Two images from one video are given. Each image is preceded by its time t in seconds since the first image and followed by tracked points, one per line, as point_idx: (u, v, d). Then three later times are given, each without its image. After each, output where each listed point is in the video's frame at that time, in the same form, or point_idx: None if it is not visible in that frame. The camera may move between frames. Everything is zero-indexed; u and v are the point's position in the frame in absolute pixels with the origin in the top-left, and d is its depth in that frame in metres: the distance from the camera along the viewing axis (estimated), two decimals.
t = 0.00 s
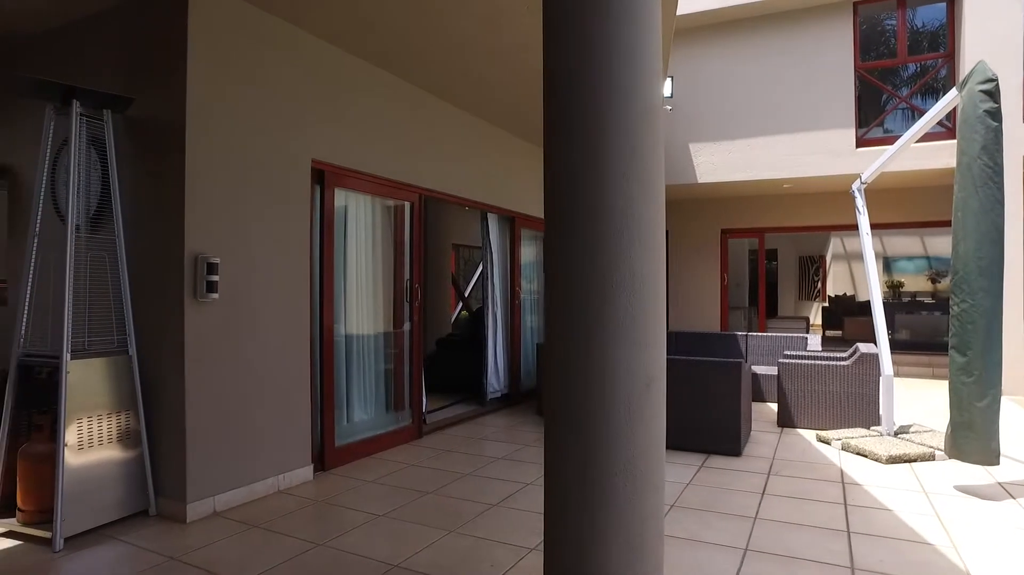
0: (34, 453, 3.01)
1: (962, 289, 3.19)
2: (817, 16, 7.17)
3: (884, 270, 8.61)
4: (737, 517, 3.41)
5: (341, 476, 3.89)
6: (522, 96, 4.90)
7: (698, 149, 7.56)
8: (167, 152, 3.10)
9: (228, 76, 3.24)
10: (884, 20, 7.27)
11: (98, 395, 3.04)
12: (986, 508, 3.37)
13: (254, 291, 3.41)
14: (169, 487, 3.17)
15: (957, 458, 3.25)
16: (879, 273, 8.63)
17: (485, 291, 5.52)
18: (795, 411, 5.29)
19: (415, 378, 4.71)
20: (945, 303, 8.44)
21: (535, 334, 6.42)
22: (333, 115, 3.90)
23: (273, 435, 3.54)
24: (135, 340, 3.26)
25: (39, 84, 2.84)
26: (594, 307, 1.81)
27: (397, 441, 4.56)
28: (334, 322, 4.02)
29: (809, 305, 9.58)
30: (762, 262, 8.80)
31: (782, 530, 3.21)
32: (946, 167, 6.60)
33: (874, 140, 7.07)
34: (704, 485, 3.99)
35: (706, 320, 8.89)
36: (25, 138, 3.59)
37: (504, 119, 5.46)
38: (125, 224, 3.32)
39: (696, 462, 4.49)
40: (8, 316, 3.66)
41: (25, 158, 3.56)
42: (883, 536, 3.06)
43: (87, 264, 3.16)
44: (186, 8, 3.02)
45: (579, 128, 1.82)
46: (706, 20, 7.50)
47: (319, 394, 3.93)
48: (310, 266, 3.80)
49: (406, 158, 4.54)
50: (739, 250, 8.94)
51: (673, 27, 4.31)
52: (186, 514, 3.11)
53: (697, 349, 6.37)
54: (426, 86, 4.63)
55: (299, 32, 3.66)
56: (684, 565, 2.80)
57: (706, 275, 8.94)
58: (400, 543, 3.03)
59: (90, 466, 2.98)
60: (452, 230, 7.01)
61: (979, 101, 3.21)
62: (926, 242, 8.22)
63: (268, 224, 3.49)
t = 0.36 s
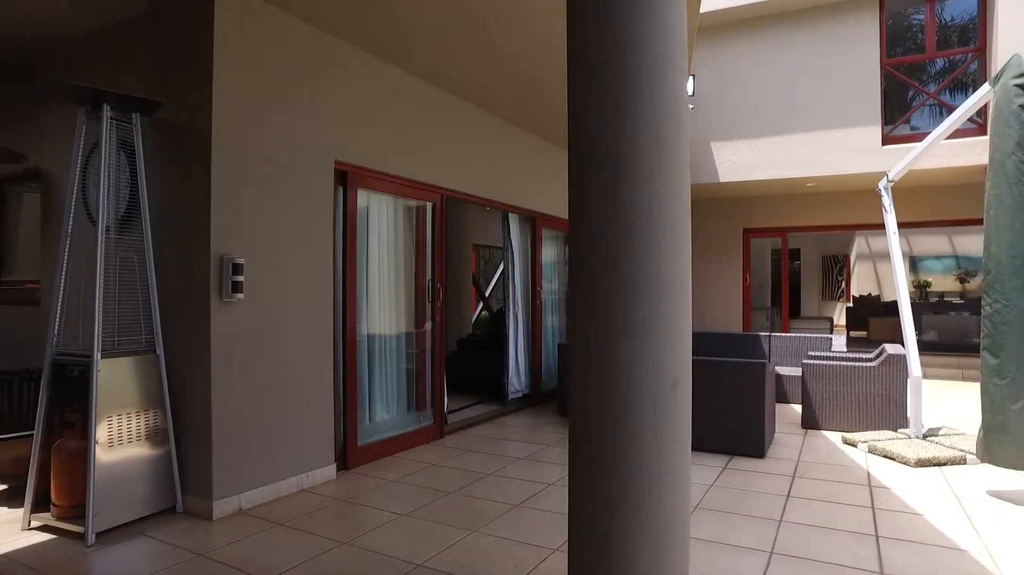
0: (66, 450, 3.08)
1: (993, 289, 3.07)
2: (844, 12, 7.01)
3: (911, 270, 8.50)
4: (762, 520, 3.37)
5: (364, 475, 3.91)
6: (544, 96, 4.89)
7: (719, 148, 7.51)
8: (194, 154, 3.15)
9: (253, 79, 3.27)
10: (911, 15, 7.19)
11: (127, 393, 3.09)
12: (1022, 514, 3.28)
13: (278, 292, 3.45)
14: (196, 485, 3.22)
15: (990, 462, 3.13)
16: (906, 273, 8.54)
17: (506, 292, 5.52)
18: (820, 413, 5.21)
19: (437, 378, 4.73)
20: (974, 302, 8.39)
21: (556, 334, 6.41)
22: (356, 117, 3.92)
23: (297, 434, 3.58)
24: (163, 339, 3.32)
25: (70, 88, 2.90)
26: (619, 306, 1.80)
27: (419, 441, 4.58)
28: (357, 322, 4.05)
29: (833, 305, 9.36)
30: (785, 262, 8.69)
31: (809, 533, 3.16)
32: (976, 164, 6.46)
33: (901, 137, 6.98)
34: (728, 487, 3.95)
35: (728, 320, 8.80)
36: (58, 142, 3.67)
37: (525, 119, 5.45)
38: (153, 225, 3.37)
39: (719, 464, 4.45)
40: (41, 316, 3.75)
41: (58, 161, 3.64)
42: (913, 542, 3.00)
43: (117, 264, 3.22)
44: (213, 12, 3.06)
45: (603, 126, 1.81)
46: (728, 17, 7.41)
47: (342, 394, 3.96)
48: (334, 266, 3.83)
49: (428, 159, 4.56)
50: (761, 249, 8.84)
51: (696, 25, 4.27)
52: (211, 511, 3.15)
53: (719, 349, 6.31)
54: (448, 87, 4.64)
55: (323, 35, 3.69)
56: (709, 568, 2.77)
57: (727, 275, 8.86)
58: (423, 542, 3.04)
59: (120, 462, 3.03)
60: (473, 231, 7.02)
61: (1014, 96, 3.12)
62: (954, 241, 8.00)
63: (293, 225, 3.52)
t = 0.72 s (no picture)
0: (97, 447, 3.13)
1: None
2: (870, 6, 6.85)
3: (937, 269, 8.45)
4: (788, 523, 3.33)
5: (386, 474, 3.93)
6: (565, 96, 4.88)
7: (741, 148, 7.45)
8: (219, 156, 3.19)
9: (276, 81, 3.30)
10: (939, 9, 7.04)
11: (154, 392, 3.14)
12: None
13: (302, 292, 3.48)
14: (221, 483, 3.26)
15: None
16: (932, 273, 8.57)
17: (527, 292, 5.52)
18: (845, 415, 5.14)
19: (458, 378, 4.74)
20: (1006, 302, 8.24)
21: (577, 335, 6.39)
22: (377, 118, 3.95)
23: (320, 433, 3.61)
24: (189, 339, 3.36)
25: (99, 92, 2.95)
26: (644, 305, 1.78)
27: (440, 441, 4.60)
28: (379, 322, 4.07)
29: (857, 306, 9.68)
30: (808, 262, 8.54)
31: (836, 537, 3.12)
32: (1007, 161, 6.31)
33: (928, 135, 6.78)
34: (752, 489, 3.90)
35: (750, 321, 8.72)
36: (87, 146, 3.74)
37: (546, 119, 5.44)
38: (179, 226, 3.42)
39: (743, 465, 4.40)
40: (72, 316, 3.83)
41: (88, 165, 3.71)
42: (944, 547, 2.94)
43: (145, 265, 3.27)
44: (238, 16, 3.09)
45: (628, 124, 1.80)
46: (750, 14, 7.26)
47: (365, 393, 3.99)
48: (356, 267, 3.86)
49: (449, 159, 4.57)
50: (783, 249, 8.69)
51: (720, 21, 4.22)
52: (236, 509, 3.19)
53: (741, 350, 6.22)
54: (468, 87, 4.65)
55: (345, 36, 3.71)
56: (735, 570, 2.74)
57: (749, 275, 8.77)
58: (446, 542, 3.04)
59: (148, 460, 3.08)
60: (493, 231, 7.03)
61: None
62: (984, 240, 7.90)
63: (316, 225, 3.55)
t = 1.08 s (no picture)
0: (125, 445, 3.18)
1: None
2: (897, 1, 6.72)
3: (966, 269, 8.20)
4: (814, 526, 3.28)
5: (408, 474, 3.95)
6: (587, 96, 4.85)
7: (763, 146, 7.35)
8: (244, 158, 3.22)
9: (301, 84, 3.33)
10: (968, 4, 6.97)
11: (181, 391, 3.18)
12: None
13: (325, 292, 3.50)
14: (246, 481, 3.29)
15: None
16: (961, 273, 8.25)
17: (548, 292, 5.51)
18: (871, 417, 5.05)
19: (479, 378, 4.74)
20: None
21: (598, 335, 6.37)
22: (400, 119, 3.96)
23: (343, 432, 3.63)
24: (214, 339, 3.40)
25: (129, 96, 3.00)
26: (669, 305, 1.76)
27: (462, 441, 4.60)
28: (401, 322, 4.09)
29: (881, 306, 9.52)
30: (832, 261, 8.42)
31: (863, 541, 3.07)
32: None
33: (956, 132, 6.61)
34: (777, 491, 3.85)
35: (772, 321, 8.61)
36: (116, 148, 3.79)
37: (566, 119, 5.43)
38: (205, 228, 3.46)
39: (767, 467, 4.34)
40: (102, 315, 3.89)
41: (118, 167, 3.78)
42: (977, 553, 2.87)
43: (172, 266, 3.31)
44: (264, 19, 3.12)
45: (653, 122, 1.78)
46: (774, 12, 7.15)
47: (387, 393, 4.01)
48: (378, 267, 3.88)
49: (470, 159, 4.57)
50: (806, 249, 8.55)
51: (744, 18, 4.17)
52: (261, 507, 3.22)
53: (764, 351, 6.14)
54: (490, 88, 4.65)
55: (369, 38, 3.73)
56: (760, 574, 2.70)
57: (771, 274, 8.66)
58: (469, 542, 3.05)
59: (175, 458, 3.12)
60: (513, 231, 7.02)
61: None
62: (1015, 239, 7.66)
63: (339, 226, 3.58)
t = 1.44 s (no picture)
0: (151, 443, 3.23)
1: None
2: None
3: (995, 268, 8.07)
4: (838, 530, 3.22)
5: (428, 474, 3.96)
6: (608, 96, 4.83)
7: (784, 145, 7.12)
8: (267, 160, 3.25)
9: (323, 86, 3.36)
10: None
11: (205, 390, 3.21)
12: None
13: (347, 292, 3.53)
14: (269, 480, 3.32)
15: None
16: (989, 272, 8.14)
17: (567, 292, 5.49)
18: (897, 419, 4.96)
19: (499, 378, 4.74)
20: None
21: (618, 335, 6.33)
22: (420, 120, 3.98)
23: (365, 432, 3.66)
24: (237, 339, 3.43)
25: (154, 99, 3.04)
26: (693, 305, 1.74)
27: (482, 441, 4.61)
28: (421, 322, 4.10)
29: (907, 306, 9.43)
30: (855, 260, 8.30)
31: (890, 546, 3.01)
32: None
33: (984, 128, 6.49)
34: (800, 494, 3.80)
35: (793, 321, 8.51)
36: (142, 151, 3.85)
37: (585, 119, 5.40)
38: (229, 229, 3.50)
39: (790, 470, 4.29)
40: (128, 316, 3.95)
41: (144, 170, 3.83)
42: (1009, 560, 2.80)
43: (196, 267, 3.35)
44: (286, 23, 3.15)
45: (675, 121, 1.76)
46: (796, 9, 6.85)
47: (407, 393, 4.02)
48: (399, 268, 3.90)
49: (490, 160, 4.57)
50: (828, 248, 8.46)
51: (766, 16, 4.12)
52: (284, 506, 3.25)
53: (786, 352, 6.07)
54: (509, 88, 4.64)
55: (390, 40, 3.75)
56: None
57: (792, 275, 8.57)
58: (489, 542, 3.05)
59: (200, 456, 3.16)
60: (533, 231, 7.01)
61: None
62: None
63: (361, 227, 3.60)
